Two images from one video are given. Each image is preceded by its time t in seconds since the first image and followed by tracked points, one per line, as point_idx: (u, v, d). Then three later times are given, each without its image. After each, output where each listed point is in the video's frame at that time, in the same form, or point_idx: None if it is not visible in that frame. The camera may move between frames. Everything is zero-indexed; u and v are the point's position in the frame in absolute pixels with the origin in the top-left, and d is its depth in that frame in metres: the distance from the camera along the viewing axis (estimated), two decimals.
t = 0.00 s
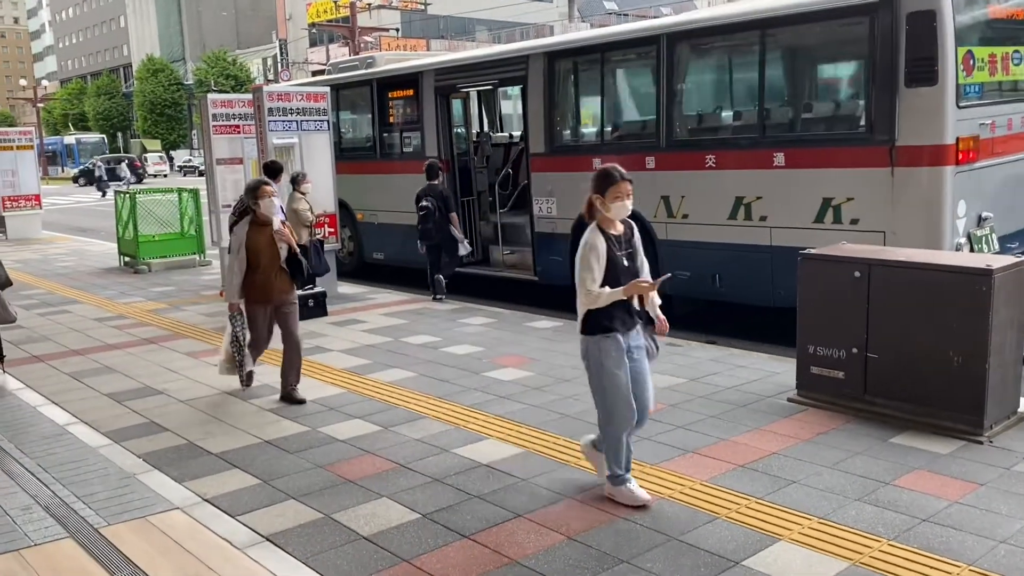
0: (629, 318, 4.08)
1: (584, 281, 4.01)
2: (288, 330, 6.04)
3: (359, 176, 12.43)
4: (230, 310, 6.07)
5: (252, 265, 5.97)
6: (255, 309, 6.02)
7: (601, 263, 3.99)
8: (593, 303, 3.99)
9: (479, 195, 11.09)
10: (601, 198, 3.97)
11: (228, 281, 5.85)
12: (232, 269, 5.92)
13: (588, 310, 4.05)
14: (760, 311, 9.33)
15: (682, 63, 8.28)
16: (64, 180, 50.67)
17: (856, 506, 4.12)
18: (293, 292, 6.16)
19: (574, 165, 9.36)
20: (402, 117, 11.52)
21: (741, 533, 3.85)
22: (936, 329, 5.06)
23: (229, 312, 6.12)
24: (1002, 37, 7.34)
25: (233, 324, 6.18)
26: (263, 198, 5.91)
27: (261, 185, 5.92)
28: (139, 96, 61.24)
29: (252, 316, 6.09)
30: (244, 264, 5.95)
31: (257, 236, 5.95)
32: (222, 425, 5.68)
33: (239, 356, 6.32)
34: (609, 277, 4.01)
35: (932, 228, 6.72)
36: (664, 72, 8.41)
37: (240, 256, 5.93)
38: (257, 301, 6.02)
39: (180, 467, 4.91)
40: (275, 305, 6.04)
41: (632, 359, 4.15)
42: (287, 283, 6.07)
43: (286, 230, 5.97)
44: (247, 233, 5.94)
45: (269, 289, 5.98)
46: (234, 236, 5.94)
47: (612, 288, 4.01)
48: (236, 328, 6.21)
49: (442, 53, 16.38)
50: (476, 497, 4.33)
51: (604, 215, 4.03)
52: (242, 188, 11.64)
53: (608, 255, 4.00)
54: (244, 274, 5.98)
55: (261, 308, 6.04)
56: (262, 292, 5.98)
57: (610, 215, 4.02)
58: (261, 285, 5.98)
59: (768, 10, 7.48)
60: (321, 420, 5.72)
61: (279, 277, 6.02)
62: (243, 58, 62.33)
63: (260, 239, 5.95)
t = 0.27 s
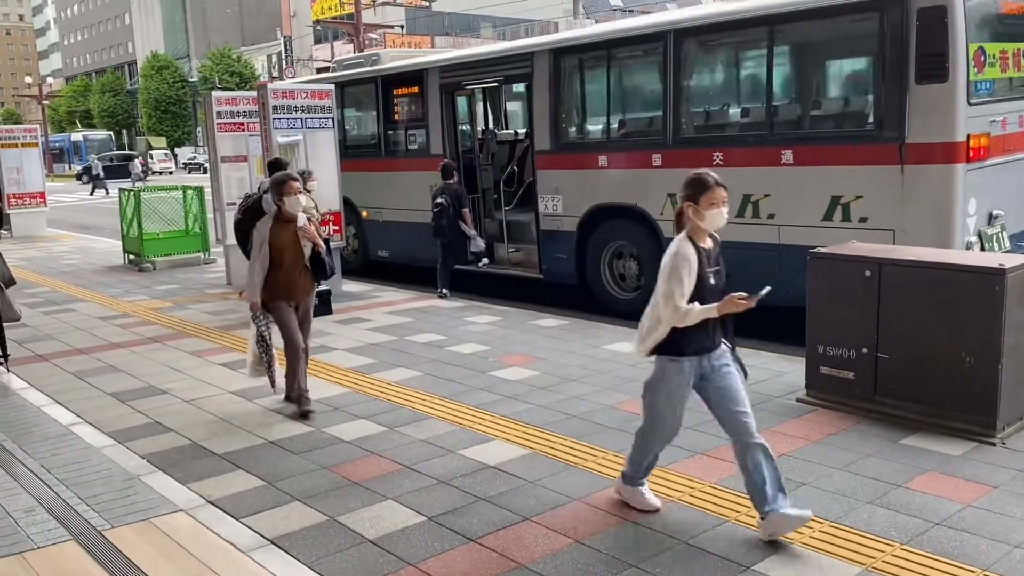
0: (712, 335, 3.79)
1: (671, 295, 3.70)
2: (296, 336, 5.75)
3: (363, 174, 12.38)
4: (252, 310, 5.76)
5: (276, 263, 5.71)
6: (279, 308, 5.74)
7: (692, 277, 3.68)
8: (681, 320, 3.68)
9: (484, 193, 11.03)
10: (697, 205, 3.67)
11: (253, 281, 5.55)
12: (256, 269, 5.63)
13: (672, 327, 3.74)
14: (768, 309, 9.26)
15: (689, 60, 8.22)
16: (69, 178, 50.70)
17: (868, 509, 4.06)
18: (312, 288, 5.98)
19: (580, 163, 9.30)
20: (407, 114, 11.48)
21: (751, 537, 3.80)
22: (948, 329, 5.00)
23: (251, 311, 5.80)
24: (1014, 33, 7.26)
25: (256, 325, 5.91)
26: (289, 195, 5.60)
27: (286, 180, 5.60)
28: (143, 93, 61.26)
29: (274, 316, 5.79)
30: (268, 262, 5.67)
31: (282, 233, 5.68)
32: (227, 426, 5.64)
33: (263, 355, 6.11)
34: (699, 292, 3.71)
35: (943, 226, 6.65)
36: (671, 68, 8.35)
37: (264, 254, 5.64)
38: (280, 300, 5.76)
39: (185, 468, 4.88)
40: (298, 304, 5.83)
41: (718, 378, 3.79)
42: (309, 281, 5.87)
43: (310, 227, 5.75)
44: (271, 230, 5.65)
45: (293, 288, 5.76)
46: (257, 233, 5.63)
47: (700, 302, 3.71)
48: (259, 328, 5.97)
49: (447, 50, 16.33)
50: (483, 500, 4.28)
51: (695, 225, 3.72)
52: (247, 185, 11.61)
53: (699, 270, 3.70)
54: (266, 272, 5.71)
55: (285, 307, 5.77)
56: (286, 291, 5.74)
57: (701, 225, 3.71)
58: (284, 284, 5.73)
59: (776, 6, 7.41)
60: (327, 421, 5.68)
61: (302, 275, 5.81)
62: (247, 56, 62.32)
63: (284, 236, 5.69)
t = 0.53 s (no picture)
0: (816, 338, 3.45)
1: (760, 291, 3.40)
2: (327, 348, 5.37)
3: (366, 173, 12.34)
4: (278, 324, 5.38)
5: (301, 272, 5.34)
6: (304, 320, 5.36)
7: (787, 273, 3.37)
8: (769, 318, 3.38)
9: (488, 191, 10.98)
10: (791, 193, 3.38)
11: (279, 293, 5.18)
12: (280, 280, 5.25)
13: (765, 327, 3.42)
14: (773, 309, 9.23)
15: (693, 58, 8.18)
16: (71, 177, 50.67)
17: (876, 510, 4.03)
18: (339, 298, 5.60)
19: (583, 161, 9.26)
20: (409, 113, 11.44)
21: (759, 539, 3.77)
22: (956, 328, 4.96)
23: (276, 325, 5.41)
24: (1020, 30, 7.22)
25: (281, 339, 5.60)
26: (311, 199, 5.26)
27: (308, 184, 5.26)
28: (145, 92, 61.21)
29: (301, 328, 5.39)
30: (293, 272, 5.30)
31: (306, 241, 5.33)
32: (230, 426, 5.61)
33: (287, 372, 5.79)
34: (793, 290, 3.39)
35: (949, 224, 6.61)
36: (675, 66, 8.31)
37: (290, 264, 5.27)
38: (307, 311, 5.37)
39: (188, 469, 4.85)
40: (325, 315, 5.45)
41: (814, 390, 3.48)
42: (335, 289, 5.50)
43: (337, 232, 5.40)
44: (295, 238, 5.30)
45: (320, 298, 5.39)
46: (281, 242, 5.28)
47: (795, 302, 3.39)
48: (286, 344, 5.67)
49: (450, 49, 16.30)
50: (488, 501, 4.25)
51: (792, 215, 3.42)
52: (249, 184, 11.58)
53: (795, 265, 3.38)
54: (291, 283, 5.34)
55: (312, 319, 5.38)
56: (312, 302, 5.37)
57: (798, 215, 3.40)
58: (312, 295, 5.37)
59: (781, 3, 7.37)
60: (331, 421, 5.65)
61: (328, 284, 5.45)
62: (249, 54, 62.29)
63: (308, 242, 5.34)
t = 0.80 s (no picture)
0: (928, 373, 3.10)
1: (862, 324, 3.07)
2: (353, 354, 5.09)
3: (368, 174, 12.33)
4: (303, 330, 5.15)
5: (327, 276, 5.10)
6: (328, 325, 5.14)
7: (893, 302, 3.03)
8: (874, 354, 3.04)
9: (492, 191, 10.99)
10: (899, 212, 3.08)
11: (303, 297, 4.95)
12: (304, 285, 5.02)
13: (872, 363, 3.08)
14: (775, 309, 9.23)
15: (696, 58, 8.18)
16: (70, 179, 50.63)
17: (886, 511, 4.02)
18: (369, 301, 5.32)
19: (585, 162, 9.25)
20: (411, 114, 11.44)
21: (769, 540, 3.76)
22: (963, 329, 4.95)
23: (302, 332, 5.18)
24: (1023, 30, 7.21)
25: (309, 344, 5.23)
26: (337, 198, 5.02)
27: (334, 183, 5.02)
28: (144, 93, 61.20)
29: (327, 332, 5.19)
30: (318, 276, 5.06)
31: (332, 241, 5.07)
32: (235, 427, 5.60)
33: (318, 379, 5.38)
34: (902, 321, 3.04)
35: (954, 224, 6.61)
36: (677, 67, 8.31)
37: (314, 267, 5.04)
38: (333, 315, 5.16)
39: (193, 472, 4.84)
40: (353, 320, 5.18)
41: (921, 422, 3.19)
42: (364, 292, 5.22)
43: (364, 232, 5.12)
44: (320, 240, 5.06)
45: (346, 302, 5.14)
46: (305, 244, 5.05)
47: (905, 336, 3.05)
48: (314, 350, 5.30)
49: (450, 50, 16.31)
50: (496, 503, 4.24)
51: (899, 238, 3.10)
52: (250, 186, 11.57)
53: (903, 293, 3.03)
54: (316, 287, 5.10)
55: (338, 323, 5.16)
56: (338, 306, 5.13)
57: (906, 237, 3.08)
58: (337, 298, 5.13)
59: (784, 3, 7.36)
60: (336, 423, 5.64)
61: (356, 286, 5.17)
62: (248, 56, 62.31)
63: (334, 243, 5.08)
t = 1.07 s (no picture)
0: None
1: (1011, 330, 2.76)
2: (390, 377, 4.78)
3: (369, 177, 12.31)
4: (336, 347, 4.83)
5: (365, 292, 4.80)
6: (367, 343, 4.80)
7: None
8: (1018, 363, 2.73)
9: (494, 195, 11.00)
10: None
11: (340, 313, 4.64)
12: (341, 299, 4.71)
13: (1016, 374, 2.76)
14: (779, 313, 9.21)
15: (699, 62, 8.17)
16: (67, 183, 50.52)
17: (898, 516, 4.01)
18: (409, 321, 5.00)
19: (588, 166, 9.25)
20: (412, 118, 11.43)
21: (782, 546, 3.74)
22: (972, 332, 4.95)
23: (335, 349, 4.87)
24: None
25: (341, 362, 4.86)
26: (380, 209, 4.70)
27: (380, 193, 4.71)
28: (141, 97, 61.13)
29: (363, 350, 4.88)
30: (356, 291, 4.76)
31: (373, 255, 4.77)
32: (241, 433, 5.58)
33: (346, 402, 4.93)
34: None
35: (959, 228, 6.61)
36: (680, 70, 8.30)
37: (353, 280, 4.73)
38: (370, 333, 4.86)
39: (201, 477, 4.81)
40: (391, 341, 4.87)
41: None
42: (404, 311, 4.90)
43: (406, 246, 4.81)
44: (360, 252, 4.76)
45: (384, 320, 4.82)
46: (344, 256, 4.75)
47: None
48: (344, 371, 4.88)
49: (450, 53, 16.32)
50: (506, 508, 4.23)
51: None
52: (252, 190, 11.54)
53: None
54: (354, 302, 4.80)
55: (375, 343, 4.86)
56: (376, 324, 4.81)
57: None
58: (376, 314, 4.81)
59: (788, 7, 7.36)
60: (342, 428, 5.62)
61: (396, 304, 4.86)
62: (245, 59, 62.31)
63: (375, 258, 4.78)
